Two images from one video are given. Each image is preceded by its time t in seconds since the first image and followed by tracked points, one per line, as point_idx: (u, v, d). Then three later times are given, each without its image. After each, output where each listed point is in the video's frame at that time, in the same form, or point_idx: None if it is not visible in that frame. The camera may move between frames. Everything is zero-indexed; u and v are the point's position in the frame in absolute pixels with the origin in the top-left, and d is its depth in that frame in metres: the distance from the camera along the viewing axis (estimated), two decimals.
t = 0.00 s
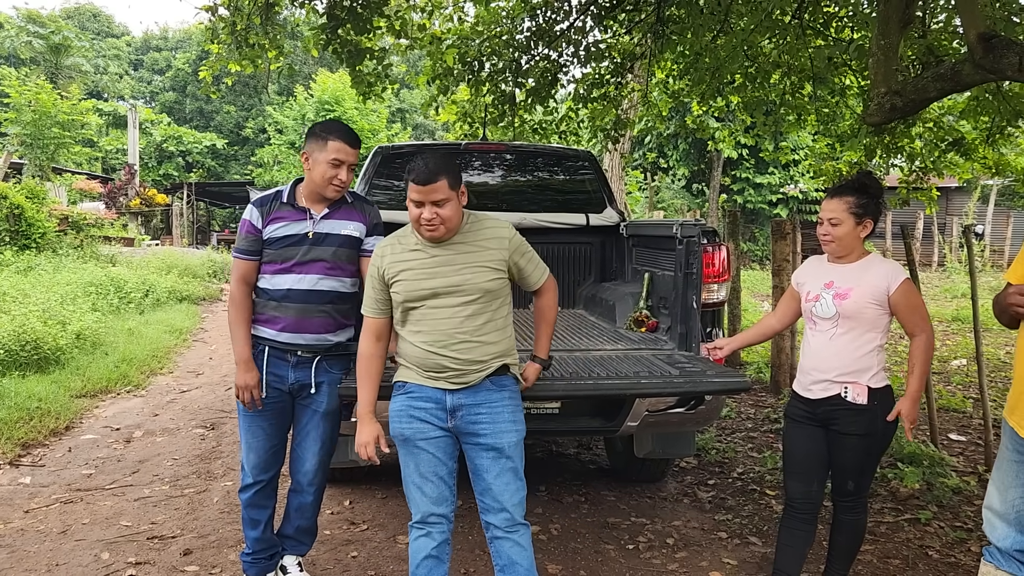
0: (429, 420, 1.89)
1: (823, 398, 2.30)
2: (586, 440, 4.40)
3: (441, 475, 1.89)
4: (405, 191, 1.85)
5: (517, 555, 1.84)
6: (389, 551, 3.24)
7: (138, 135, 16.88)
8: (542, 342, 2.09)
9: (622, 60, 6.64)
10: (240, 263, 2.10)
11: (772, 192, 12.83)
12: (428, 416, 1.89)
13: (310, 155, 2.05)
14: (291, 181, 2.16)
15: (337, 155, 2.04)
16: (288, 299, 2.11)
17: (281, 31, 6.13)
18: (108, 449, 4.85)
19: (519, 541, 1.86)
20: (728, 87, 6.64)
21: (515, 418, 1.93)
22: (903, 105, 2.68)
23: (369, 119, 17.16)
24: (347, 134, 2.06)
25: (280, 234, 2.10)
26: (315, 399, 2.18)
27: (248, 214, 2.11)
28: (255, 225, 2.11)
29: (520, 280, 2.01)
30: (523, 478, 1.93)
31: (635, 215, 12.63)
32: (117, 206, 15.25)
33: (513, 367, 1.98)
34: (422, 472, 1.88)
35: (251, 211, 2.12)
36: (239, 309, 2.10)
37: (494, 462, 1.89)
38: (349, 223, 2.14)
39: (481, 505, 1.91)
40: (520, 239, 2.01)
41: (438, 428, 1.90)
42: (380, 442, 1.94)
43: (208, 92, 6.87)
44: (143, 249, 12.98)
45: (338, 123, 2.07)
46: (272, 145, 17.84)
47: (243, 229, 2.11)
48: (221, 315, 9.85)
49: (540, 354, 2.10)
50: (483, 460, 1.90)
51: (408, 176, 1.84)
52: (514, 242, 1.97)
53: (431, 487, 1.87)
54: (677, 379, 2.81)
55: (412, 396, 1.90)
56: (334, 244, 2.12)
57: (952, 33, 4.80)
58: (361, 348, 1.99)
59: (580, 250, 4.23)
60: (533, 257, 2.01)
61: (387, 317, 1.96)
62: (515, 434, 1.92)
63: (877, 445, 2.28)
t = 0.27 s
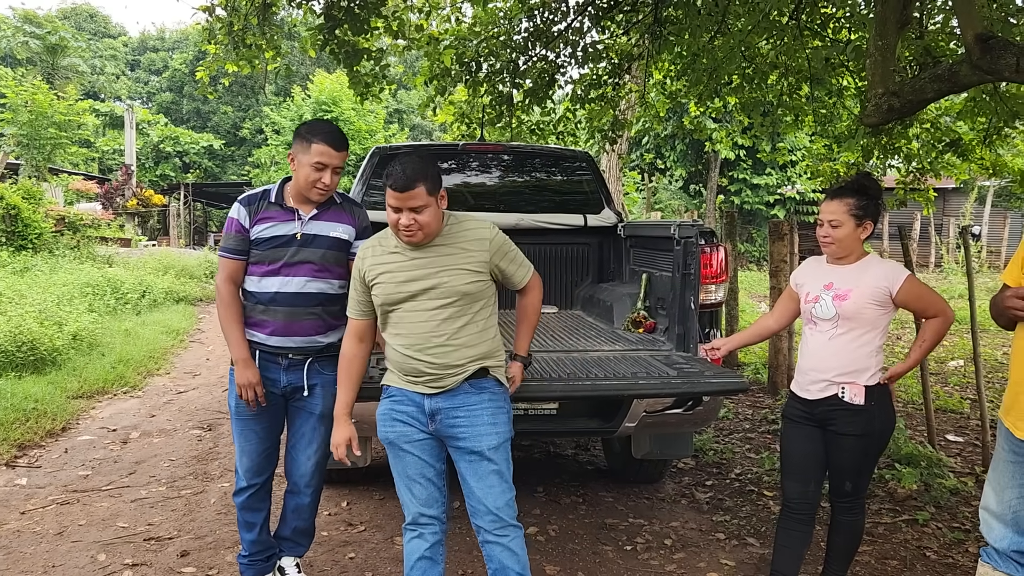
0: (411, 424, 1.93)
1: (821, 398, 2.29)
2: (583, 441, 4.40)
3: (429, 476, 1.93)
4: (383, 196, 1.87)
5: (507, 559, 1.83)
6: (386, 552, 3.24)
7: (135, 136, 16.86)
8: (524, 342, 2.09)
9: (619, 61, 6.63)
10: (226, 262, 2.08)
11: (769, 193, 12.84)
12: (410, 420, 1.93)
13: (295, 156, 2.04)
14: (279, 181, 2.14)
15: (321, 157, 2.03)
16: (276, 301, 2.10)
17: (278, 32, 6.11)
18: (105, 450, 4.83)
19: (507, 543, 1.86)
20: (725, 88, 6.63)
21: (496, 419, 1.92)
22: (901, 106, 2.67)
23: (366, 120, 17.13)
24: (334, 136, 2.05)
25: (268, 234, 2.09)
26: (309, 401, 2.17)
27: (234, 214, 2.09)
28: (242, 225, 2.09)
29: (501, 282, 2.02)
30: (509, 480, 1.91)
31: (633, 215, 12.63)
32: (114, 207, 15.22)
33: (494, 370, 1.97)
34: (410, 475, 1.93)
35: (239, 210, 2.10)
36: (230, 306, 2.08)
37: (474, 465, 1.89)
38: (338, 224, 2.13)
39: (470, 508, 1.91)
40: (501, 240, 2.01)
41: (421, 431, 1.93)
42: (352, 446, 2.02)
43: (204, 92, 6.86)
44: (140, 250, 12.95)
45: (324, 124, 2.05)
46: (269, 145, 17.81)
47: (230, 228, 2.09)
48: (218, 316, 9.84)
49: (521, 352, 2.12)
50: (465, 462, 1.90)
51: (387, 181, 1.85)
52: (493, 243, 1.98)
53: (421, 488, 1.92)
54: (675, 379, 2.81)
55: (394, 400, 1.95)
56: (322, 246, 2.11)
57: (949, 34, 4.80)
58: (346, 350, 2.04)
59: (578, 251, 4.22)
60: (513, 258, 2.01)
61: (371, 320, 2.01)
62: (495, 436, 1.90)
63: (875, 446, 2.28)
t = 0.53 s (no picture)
0: (398, 425, 1.97)
1: (822, 398, 2.29)
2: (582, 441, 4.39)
3: (417, 476, 1.97)
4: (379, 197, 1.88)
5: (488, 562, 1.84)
6: (385, 554, 3.23)
7: (133, 136, 16.83)
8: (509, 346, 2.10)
9: (619, 61, 6.64)
10: (207, 265, 2.08)
11: (768, 193, 12.84)
12: (396, 421, 1.97)
13: (267, 159, 2.00)
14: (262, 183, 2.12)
15: (290, 160, 1.99)
16: (253, 304, 2.07)
17: (277, 32, 6.10)
18: (103, 451, 4.82)
19: (483, 549, 1.85)
20: (724, 89, 6.64)
21: (475, 421, 1.92)
22: (900, 106, 2.67)
23: (365, 120, 17.10)
24: (303, 137, 2.00)
25: (248, 236, 2.06)
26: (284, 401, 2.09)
27: (215, 217, 2.08)
28: (222, 227, 2.08)
29: (491, 286, 2.03)
30: (487, 482, 1.90)
31: (632, 216, 12.63)
32: (112, 207, 15.20)
33: (479, 372, 1.98)
34: (400, 476, 1.98)
35: (220, 213, 2.09)
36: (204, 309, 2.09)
37: (451, 466, 1.89)
38: (320, 227, 2.09)
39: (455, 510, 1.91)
40: (493, 244, 2.02)
41: (407, 432, 1.97)
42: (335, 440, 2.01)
43: (203, 93, 6.85)
44: (138, 250, 12.93)
45: (296, 125, 2.00)
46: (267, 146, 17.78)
47: (211, 231, 2.09)
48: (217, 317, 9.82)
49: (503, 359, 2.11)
50: (443, 464, 1.91)
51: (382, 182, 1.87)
52: (483, 246, 1.99)
53: (411, 489, 1.97)
54: (674, 379, 2.80)
55: (382, 401, 2.01)
56: (302, 249, 2.06)
57: (948, 35, 4.80)
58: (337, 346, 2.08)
59: (577, 251, 4.22)
60: (503, 263, 2.02)
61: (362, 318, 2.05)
62: (474, 436, 1.90)
63: (875, 446, 2.29)
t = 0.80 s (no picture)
0: (393, 427, 1.98)
1: (822, 400, 2.30)
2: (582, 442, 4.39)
3: (414, 478, 1.97)
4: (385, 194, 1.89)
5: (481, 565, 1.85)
6: (386, 555, 3.24)
7: (132, 136, 16.82)
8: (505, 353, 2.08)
9: (618, 62, 6.65)
10: (195, 274, 2.03)
11: (767, 194, 12.84)
12: (392, 422, 1.98)
13: (253, 161, 1.95)
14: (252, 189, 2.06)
15: (272, 161, 1.92)
16: (241, 315, 2.00)
17: (277, 33, 6.10)
18: (102, 452, 4.82)
19: (476, 552, 1.86)
20: (724, 90, 6.64)
21: (470, 423, 1.92)
22: (900, 107, 2.67)
23: (364, 121, 17.08)
24: (288, 138, 1.93)
25: (237, 244, 2.00)
26: (275, 418, 2.03)
27: (203, 223, 2.03)
28: (209, 234, 2.02)
29: (490, 290, 2.03)
30: (480, 485, 1.90)
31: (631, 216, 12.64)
32: (110, 208, 15.19)
33: (474, 374, 1.97)
34: (397, 477, 1.98)
35: (209, 220, 2.03)
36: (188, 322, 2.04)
37: (445, 469, 1.89)
38: (312, 236, 2.03)
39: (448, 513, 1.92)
40: (495, 248, 2.01)
41: (403, 434, 1.98)
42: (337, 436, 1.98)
43: (202, 93, 6.84)
44: (137, 251, 12.92)
45: (282, 125, 1.95)
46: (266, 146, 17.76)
47: (199, 238, 2.04)
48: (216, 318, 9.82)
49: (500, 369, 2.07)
50: (438, 467, 1.91)
51: (389, 180, 1.87)
52: (485, 250, 1.99)
53: (408, 490, 1.97)
54: (674, 381, 2.80)
55: (378, 402, 2.01)
56: (294, 258, 2.00)
57: (948, 36, 4.80)
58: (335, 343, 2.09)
59: (576, 252, 4.22)
60: (504, 268, 2.02)
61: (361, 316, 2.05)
62: (468, 439, 1.90)
63: (875, 448, 2.29)
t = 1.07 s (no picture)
0: (397, 427, 1.97)
1: (822, 401, 2.30)
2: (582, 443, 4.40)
3: (417, 479, 1.97)
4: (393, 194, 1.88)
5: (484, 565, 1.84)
6: (386, 556, 3.24)
7: (131, 137, 16.83)
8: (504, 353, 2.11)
9: (618, 63, 6.66)
10: (191, 278, 1.82)
11: (767, 195, 12.84)
12: (396, 422, 1.97)
13: (259, 154, 1.86)
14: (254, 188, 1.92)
15: (284, 154, 1.83)
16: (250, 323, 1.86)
17: (278, 34, 6.11)
18: (103, 453, 4.82)
19: (481, 551, 1.86)
20: (724, 90, 6.65)
21: (475, 423, 1.92)
22: (899, 108, 2.68)
23: (364, 121, 17.07)
24: (296, 129, 1.86)
25: (244, 245, 1.84)
26: (283, 434, 1.93)
27: (201, 222, 1.82)
28: (211, 234, 1.83)
29: (491, 291, 2.06)
30: (486, 485, 1.90)
31: (631, 217, 12.65)
32: (110, 208, 15.19)
33: (478, 373, 1.98)
34: (399, 478, 1.98)
35: (207, 218, 1.83)
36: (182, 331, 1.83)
37: (451, 468, 1.89)
38: (323, 238, 1.94)
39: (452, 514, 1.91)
40: (496, 249, 2.04)
41: (407, 434, 1.97)
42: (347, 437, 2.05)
43: (203, 94, 6.84)
44: (137, 251, 12.94)
45: (289, 118, 1.87)
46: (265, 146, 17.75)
47: (194, 238, 1.83)
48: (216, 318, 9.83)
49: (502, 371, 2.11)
50: (443, 466, 1.91)
51: (399, 180, 1.86)
52: (488, 251, 2.01)
53: (411, 491, 1.97)
54: (675, 382, 2.80)
55: (381, 402, 2.01)
56: (307, 260, 1.90)
57: (948, 36, 4.81)
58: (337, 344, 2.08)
59: (576, 253, 4.22)
60: (505, 268, 2.05)
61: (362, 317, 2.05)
62: (474, 439, 1.91)
63: (875, 449, 2.29)
